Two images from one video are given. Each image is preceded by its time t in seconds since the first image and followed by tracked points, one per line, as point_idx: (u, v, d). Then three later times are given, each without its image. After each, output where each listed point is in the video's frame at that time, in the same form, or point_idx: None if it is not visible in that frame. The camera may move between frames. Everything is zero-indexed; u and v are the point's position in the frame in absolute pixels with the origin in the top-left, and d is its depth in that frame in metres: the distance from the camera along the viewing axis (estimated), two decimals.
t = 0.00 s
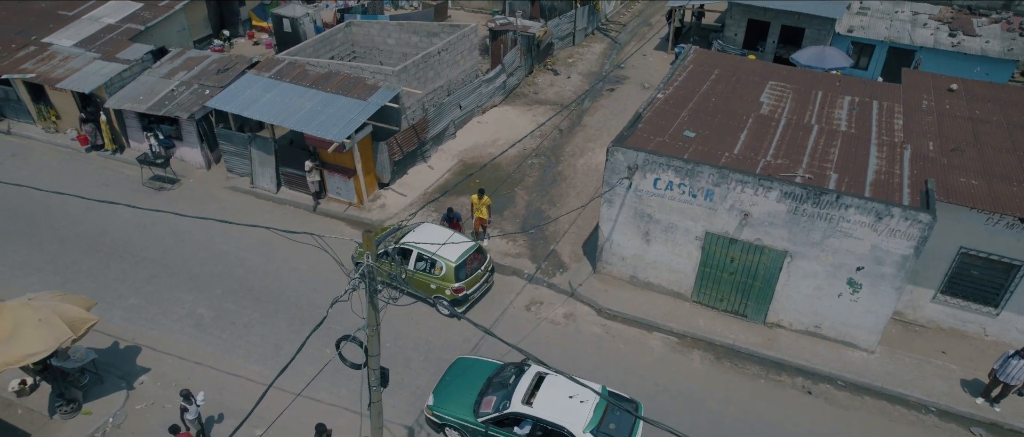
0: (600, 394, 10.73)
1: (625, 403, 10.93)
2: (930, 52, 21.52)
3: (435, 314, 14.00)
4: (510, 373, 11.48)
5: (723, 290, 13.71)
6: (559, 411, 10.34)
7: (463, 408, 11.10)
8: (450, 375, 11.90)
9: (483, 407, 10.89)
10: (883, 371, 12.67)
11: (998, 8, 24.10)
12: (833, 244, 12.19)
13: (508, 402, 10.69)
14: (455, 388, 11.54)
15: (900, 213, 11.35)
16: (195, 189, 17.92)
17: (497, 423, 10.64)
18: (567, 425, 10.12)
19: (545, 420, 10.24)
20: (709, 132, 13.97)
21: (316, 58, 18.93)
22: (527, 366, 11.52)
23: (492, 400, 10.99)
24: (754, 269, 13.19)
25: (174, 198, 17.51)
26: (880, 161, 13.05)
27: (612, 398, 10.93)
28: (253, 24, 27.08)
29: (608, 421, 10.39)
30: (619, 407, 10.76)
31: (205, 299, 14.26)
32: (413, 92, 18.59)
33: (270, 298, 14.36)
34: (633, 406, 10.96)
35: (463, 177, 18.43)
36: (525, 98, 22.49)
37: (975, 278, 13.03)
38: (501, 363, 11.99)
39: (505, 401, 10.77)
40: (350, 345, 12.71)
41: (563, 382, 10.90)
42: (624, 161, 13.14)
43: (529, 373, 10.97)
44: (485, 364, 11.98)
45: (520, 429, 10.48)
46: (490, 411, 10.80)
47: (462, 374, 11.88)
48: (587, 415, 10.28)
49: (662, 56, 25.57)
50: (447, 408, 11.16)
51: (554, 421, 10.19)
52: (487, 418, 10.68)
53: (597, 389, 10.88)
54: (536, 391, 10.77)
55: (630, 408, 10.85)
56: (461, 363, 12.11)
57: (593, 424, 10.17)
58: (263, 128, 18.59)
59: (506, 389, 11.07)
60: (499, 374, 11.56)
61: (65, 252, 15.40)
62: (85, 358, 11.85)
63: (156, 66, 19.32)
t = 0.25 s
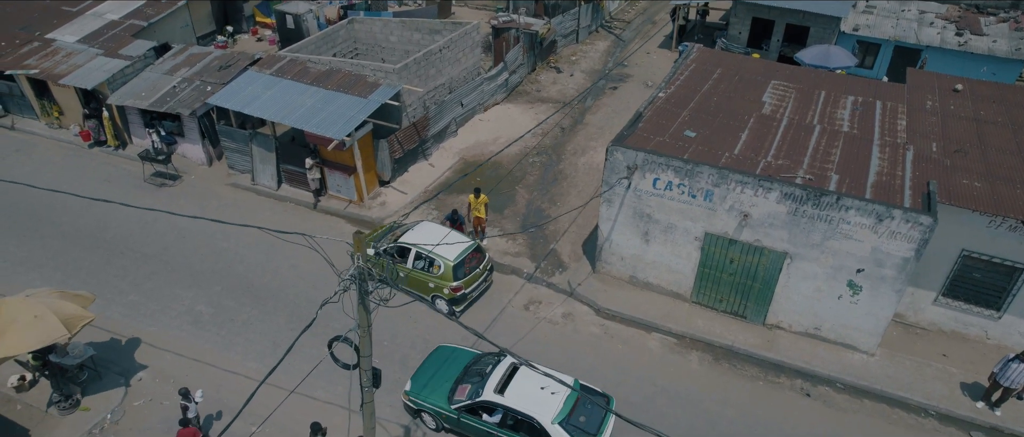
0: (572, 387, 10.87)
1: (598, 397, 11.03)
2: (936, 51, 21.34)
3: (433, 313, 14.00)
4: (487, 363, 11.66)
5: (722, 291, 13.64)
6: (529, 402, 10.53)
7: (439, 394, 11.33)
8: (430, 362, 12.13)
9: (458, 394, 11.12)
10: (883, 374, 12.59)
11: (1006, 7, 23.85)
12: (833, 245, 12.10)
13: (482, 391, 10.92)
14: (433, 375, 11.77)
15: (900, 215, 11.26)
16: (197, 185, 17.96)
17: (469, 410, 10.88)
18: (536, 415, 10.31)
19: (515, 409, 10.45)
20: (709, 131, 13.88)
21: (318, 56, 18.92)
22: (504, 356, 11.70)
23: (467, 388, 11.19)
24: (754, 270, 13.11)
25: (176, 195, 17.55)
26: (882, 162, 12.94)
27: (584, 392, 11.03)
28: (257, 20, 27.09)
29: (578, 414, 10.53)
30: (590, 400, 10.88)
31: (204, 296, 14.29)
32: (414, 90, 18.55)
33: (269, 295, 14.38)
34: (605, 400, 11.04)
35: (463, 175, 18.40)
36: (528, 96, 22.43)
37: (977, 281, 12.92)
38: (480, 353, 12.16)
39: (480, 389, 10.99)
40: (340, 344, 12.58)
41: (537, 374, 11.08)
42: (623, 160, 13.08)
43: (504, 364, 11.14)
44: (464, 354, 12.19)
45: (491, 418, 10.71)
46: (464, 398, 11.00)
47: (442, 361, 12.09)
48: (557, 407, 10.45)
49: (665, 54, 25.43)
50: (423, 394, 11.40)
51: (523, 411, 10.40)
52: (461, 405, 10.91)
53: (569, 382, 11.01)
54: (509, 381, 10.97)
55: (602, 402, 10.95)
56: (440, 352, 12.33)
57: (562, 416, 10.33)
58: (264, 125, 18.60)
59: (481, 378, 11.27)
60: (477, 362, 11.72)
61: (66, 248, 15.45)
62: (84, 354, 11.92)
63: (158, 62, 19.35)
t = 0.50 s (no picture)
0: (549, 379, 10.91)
1: (575, 390, 11.05)
2: (942, 50, 21.16)
3: (431, 312, 13.98)
4: (469, 352, 11.75)
5: (722, 292, 13.57)
6: (505, 392, 10.62)
7: (419, 382, 11.46)
8: (413, 350, 12.26)
9: (436, 381, 11.25)
10: (882, 377, 12.50)
11: (1015, 7, 23.61)
12: (833, 247, 12.01)
13: (460, 380, 11.03)
14: (415, 363, 11.90)
15: (901, 217, 11.16)
16: (198, 182, 17.99)
17: (447, 398, 11.01)
18: (510, 406, 10.40)
19: (491, 399, 10.57)
20: (710, 131, 13.79)
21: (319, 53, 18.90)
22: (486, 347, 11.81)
23: (446, 377, 11.31)
24: (754, 272, 13.03)
25: (177, 191, 17.59)
26: (884, 164, 12.83)
27: (562, 385, 11.05)
28: (260, 17, 27.10)
29: (553, 406, 10.58)
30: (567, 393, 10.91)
31: (203, 292, 14.32)
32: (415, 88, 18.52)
33: (268, 292, 14.40)
34: (582, 394, 11.04)
35: (464, 174, 18.36)
36: (530, 94, 22.36)
37: (979, 284, 12.81)
38: (463, 342, 12.24)
39: (458, 378, 11.09)
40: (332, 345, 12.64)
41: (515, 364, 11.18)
42: (623, 160, 13.01)
43: (483, 354, 11.22)
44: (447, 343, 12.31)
45: (468, 406, 10.84)
46: (442, 386, 11.13)
47: (425, 349, 12.22)
48: (532, 399, 10.51)
49: (669, 52, 25.30)
50: (404, 381, 11.55)
51: (498, 401, 10.51)
52: (439, 393, 11.04)
53: (547, 374, 11.06)
54: (487, 370, 11.07)
55: (579, 395, 10.97)
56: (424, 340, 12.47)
57: (536, 407, 10.39)
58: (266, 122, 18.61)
59: (461, 367, 11.37)
60: (459, 352, 11.83)
61: (67, 244, 15.51)
62: (82, 351, 11.89)
63: (161, 59, 19.37)
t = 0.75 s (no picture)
0: (528, 372, 10.98)
1: (554, 384, 11.09)
2: (949, 50, 20.98)
3: (430, 311, 13.97)
4: (454, 343, 11.87)
5: (721, 293, 13.50)
6: (484, 383, 10.72)
7: (403, 370, 11.60)
8: (400, 339, 12.42)
9: (419, 370, 11.39)
10: (882, 380, 12.41)
11: None
12: (833, 249, 11.92)
13: (442, 369, 11.17)
14: (401, 352, 12.05)
15: (902, 220, 11.05)
16: (200, 178, 18.04)
17: (428, 387, 11.14)
18: (488, 397, 10.51)
19: (469, 389, 10.68)
20: (711, 131, 13.71)
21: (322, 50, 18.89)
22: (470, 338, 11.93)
23: (429, 366, 11.44)
24: (753, 273, 12.96)
25: (179, 188, 17.64)
26: (886, 165, 12.72)
27: (542, 379, 11.11)
28: (265, 13, 27.10)
29: (531, 399, 10.65)
30: (546, 387, 10.97)
31: (203, 289, 14.36)
32: (417, 85, 18.48)
33: (267, 290, 14.42)
34: (560, 389, 11.08)
35: (465, 172, 18.33)
36: (533, 92, 22.29)
37: (982, 287, 12.68)
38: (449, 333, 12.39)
39: (440, 367, 11.24)
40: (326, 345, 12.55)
41: (496, 356, 11.29)
42: (622, 160, 12.94)
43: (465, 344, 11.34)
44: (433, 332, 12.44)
45: (447, 395, 10.96)
46: (425, 375, 11.28)
47: (411, 338, 12.35)
48: (510, 390, 10.59)
49: (674, 51, 25.15)
50: (389, 368, 11.72)
51: (476, 391, 10.62)
52: (420, 381, 11.18)
53: (527, 367, 11.13)
54: (469, 361, 11.18)
55: (558, 389, 11.01)
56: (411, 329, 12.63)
57: (514, 399, 10.47)
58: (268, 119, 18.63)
59: (444, 357, 11.50)
60: (444, 343, 11.96)
61: (68, 240, 15.57)
62: (81, 347, 11.99)
63: (163, 55, 19.40)
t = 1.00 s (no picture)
0: (511, 364, 11.08)
1: (537, 377, 11.18)
2: (957, 49, 20.79)
3: (429, 308, 13.97)
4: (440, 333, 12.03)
5: (721, 293, 13.44)
6: (466, 374, 10.86)
7: (390, 358, 11.78)
8: (390, 327, 12.59)
9: (405, 358, 11.56)
10: (882, 383, 12.32)
11: None
12: (834, 251, 11.83)
13: (426, 358, 11.33)
14: (390, 340, 12.23)
15: (903, 222, 10.95)
16: (203, 174, 18.09)
17: (412, 375, 11.31)
18: (469, 387, 10.64)
19: (451, 378, 10.83)
20: (713, 131, 13.62)
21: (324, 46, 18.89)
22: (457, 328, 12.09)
23: (415, 355, 11.61)
24: (753, 274, 12.88)
25: (181, 183, 17.70)
26: (889, 166, 12.60)
27: (524, 371, 11.19)
28: (270, 9, 27.14)
29: (511, 391, 10.76)
30: (528, 380, 11.06)
31: (203, 285, 14.41)
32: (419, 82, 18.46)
33: (266, 286, 14.45)
34: (543, 381, 11.17)
35: (467, 169, 18.30)
36: (536, 90, 22.22)
37: (985, 290, 12.57)
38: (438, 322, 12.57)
39: (425, 356, 11.40)
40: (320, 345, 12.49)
41: (480, 347, 11.43)
42: (622, 159, 12.88)
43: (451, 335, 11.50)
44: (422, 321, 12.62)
45: (431, 384, 11.12)
46: (410, 363, 11.45)
47: (400, 327, 12.53)
48: (490, 382, 10.71)
49: (679, 49, 25.01)
50: (377, 355, 11.91)
51: (458, 381, 10.76)
52: (405, 369, 11.34)
53: (510, 359, 11.23)
54: (454, 351, 11.32)
55: (540, 383, 11.10)
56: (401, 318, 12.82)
57: (493, 390, 10.59)
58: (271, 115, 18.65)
59: (430, 346, 11.64)
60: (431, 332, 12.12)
61: (71, 234, 15.65)
62: (80, 342, 12.06)
63: (167, 50, 19.44)
